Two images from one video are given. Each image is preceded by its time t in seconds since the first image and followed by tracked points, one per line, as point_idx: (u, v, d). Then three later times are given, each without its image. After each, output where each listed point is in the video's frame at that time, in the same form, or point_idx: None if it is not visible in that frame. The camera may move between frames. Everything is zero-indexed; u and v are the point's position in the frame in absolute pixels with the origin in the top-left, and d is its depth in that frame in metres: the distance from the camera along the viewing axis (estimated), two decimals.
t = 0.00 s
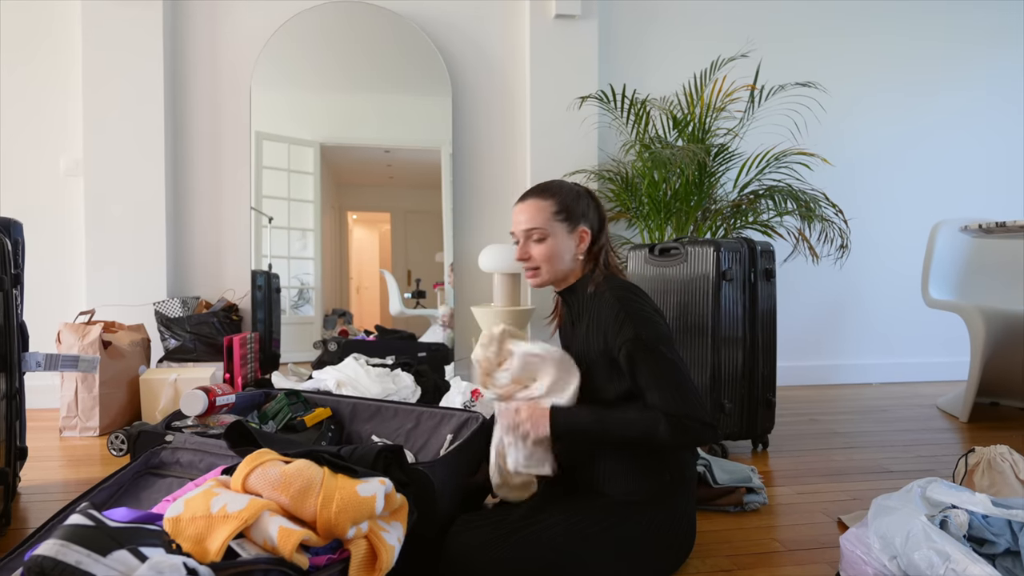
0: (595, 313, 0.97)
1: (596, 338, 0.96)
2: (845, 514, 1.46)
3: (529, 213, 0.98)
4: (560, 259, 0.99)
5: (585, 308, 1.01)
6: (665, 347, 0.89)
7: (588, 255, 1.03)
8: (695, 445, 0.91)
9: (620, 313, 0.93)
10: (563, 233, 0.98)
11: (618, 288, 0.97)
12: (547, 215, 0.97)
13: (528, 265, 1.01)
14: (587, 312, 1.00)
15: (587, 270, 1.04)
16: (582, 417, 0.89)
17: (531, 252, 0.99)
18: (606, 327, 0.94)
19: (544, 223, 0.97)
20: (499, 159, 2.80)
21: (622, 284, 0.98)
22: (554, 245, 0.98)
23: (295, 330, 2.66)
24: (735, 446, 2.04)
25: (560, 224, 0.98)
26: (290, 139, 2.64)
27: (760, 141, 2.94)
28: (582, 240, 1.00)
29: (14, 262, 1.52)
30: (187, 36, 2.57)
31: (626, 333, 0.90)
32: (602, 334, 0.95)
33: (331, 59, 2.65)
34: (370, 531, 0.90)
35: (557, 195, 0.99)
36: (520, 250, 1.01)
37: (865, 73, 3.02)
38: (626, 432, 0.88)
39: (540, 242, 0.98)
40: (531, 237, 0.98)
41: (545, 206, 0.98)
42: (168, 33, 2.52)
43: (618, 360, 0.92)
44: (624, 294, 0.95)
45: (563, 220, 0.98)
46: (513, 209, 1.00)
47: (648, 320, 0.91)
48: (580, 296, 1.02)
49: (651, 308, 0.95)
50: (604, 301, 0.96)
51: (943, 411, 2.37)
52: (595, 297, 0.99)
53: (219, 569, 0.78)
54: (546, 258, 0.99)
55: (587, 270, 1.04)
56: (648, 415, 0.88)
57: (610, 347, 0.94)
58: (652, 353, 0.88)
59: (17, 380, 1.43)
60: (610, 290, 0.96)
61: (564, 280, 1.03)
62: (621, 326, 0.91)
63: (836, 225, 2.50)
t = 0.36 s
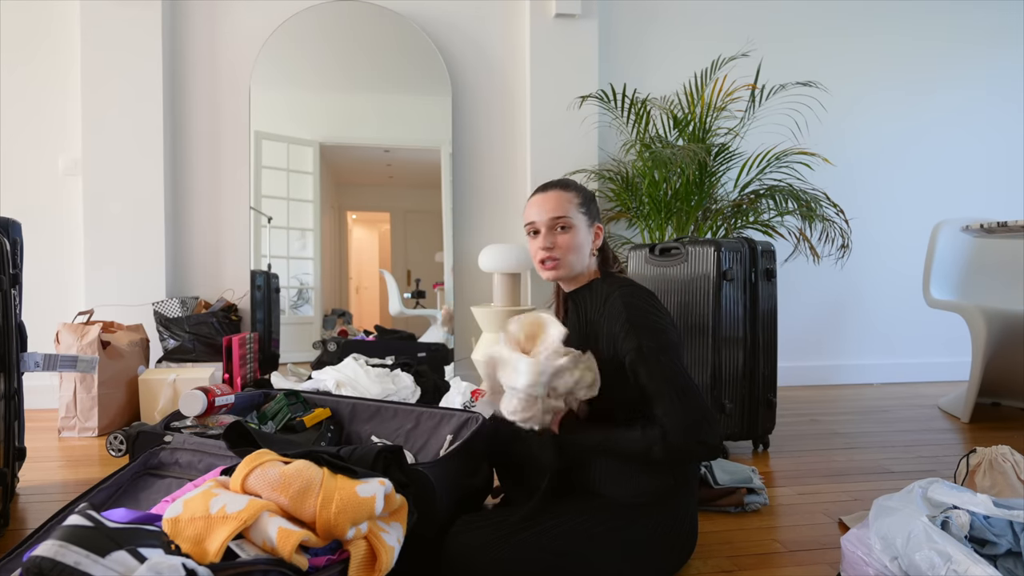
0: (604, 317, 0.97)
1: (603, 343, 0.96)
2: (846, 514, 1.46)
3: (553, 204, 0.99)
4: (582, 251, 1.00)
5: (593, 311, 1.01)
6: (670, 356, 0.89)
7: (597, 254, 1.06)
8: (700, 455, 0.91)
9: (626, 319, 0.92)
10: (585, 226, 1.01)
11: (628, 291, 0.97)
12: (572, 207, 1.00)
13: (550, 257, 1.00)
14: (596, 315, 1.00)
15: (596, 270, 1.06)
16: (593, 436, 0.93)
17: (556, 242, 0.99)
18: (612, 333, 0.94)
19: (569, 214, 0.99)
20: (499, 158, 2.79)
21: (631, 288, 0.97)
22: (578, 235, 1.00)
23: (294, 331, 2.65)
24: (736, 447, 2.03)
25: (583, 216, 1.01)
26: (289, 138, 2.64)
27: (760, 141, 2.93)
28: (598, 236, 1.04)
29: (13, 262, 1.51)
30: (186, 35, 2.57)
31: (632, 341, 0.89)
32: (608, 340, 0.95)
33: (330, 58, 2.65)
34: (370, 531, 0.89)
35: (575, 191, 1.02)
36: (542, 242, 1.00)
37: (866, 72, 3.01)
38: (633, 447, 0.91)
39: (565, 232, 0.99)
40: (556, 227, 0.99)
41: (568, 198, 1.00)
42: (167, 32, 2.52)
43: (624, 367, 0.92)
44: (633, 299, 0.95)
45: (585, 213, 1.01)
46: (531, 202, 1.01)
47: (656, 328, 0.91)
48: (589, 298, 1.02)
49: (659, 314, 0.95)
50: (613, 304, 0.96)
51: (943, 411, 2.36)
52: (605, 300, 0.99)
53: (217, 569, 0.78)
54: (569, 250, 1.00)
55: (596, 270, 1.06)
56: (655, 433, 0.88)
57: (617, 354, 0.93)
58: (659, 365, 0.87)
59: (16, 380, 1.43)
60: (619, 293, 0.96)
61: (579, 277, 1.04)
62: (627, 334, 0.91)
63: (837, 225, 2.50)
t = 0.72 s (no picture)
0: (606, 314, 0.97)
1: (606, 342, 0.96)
2: (846, 514, 1.46)
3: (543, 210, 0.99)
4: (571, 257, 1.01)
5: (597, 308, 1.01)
6: (674, 354, 0.89)
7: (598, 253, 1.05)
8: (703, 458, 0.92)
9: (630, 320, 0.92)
10: (577, 231, 1.00)
11: (632, 291, 0.96)
12: (562, 213, 0.99)
13: (540, 264, 1.02)
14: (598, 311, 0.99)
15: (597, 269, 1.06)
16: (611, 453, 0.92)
17: (545, 251, 1.00)
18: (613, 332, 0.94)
19: (558, 221, 0.99)
20: (500, 158, 2.79)
21: (636, 289, 0.97)
22: (566, 243, 0.99)
23: (294, 331, 2.65)
24: (736, 447, 2.03)
25: (574, 220, 1.00)
26: (289, 138, 2.64)
27: (760, 141, 2.93)
28: (595, 238, 1.02)
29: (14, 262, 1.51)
30: (186, 35, 2.57)
31: (635, 342, 0.90)
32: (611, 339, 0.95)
33: (329, 59, 2.64)
34: (370, 531, 0.89)
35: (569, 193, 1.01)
36: (532, 249, 1.01)
37: (866, 72, 3.01)
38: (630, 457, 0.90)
39: (552, 240, 1.00)
40: (544, 235, 1.00)
41: (558, 204, 0.99)
42: (166, 32, 2.51)
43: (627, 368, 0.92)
44: (634, 298, 0.95)
45: (577, 217, 1.00)
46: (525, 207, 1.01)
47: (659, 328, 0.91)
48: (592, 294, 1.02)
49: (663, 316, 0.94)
50: (614, 302, 0.96)
51: (943, 411, 2.36)
52: (606, 298, 0.98)
53: (217, 569, 0.78)
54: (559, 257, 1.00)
55: (596, 269, 1.06)
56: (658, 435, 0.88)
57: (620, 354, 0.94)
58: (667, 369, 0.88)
59: (16, 380, 1.43)
60: (623, 293, 0.96)
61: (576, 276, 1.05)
62: (630, 335, 0.91)
63: (837, 226, 2.50)
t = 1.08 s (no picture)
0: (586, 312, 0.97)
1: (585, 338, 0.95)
2: (846, 514, 1.46)
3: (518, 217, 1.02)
4: (545, 263, 1.02)
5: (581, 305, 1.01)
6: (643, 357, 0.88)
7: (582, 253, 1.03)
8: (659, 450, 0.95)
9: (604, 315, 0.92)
10: (549, 236, 1.00)
11: (615, 290, 0.95)
12: (531, 220, 1.00)
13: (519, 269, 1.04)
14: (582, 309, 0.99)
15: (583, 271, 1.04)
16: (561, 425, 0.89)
17: (520, 256, 1.03)
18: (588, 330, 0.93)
19: (528, 228, 1.00)
20: (499, 158, 2.79)
21: (617, 287, 0.96)
22: (537, 249, 1.01)
23: (294, 331, 2.65)
24: (736, 447, 2.03)
25: (545, 226, 1.00)
26: (288, 138, 2.64)
27: (760, 141, 2.93)
28: (569, 242, 1.00)
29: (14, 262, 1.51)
30: (186, 35, 2.57)
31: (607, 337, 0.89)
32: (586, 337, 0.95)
33: (329, 58, 2.64)
34: (370, 531, 0.89)
35: (542, 200, 1.01)
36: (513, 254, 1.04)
37: (866, 72, 3.01)
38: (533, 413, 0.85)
39: (526, 246, 1.02)
40: (519, 241, 1.02)
41: (528, 211, 1.01)
42: (167, 32, 2.52)
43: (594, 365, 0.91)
44: (616, 297, 0.94)
45: (548, 223, 1.00)
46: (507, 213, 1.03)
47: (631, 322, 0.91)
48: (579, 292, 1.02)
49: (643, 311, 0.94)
50: (597, 297, 0.95)
51: (944, 411, 2.36)
52: (592, 298, 0.98)
53: (217, 569, 0.77)
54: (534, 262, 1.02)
55: (581, 271, 1.04)
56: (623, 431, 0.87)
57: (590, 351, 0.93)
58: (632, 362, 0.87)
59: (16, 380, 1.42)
60: (605, 292, 0.95)
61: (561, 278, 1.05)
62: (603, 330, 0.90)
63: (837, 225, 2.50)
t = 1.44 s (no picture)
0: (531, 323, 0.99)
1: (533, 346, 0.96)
2: (845, 514, 1.46)
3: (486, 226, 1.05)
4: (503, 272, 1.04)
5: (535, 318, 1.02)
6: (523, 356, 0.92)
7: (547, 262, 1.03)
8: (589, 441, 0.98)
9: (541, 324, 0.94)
10: (508, 247, 1.02)
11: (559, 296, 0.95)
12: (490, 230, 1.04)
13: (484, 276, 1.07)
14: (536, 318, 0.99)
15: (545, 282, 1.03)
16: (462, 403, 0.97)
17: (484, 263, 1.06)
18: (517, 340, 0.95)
19: (488, 238, 1.04)
20: (499, 157, 2.79)
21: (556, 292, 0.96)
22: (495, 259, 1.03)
23: (295, 331, 2.65)
24: (736, 447, 2.03)
25: (504, 237, 1.02)
26: (289, 138, 2.63)
27: (760, 141, 2.93)
28: (524, 253, 1.01)
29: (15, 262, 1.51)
30: (187, 35, 2.57)
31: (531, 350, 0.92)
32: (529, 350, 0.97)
33: (329, 58, 2.64)
34: (370, 531, 0.89)
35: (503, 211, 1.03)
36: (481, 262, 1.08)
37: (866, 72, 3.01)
38: (414, 412, 0.95)
39: (488, 254, 1.05)
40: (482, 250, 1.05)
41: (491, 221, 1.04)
42: (167, 32, 2.52)
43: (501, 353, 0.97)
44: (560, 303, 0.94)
45: (507, 233, 1.02)
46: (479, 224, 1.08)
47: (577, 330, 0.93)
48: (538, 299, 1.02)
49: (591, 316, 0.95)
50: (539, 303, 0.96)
51: (943, 411, 2.36)
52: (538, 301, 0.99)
53: (218, 570, 0.78)
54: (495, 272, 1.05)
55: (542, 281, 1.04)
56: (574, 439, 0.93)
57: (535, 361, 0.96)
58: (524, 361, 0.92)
59: (17, 380, 1.42)
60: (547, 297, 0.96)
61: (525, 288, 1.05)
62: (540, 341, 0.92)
63: (837, 226, 2.49)
